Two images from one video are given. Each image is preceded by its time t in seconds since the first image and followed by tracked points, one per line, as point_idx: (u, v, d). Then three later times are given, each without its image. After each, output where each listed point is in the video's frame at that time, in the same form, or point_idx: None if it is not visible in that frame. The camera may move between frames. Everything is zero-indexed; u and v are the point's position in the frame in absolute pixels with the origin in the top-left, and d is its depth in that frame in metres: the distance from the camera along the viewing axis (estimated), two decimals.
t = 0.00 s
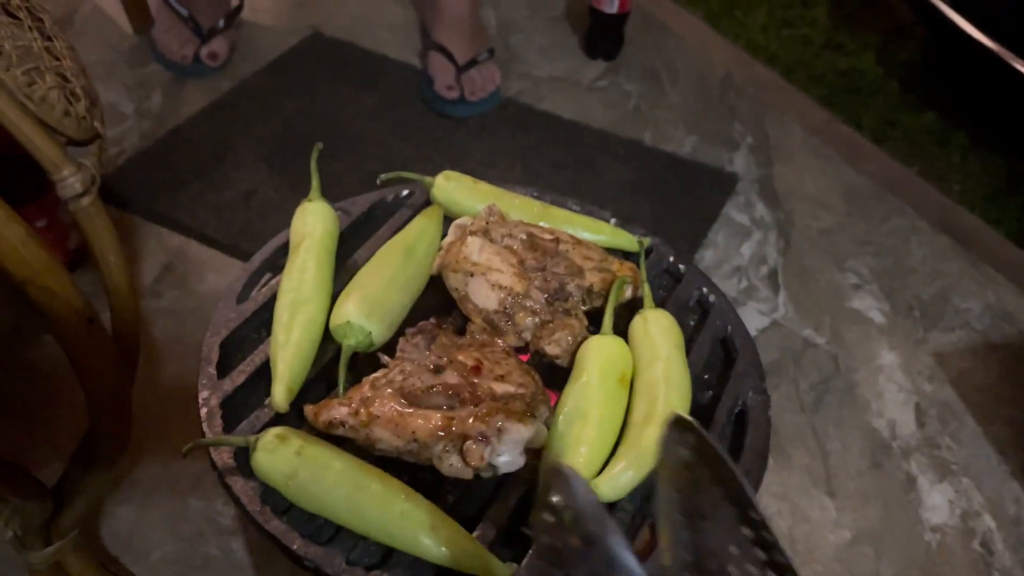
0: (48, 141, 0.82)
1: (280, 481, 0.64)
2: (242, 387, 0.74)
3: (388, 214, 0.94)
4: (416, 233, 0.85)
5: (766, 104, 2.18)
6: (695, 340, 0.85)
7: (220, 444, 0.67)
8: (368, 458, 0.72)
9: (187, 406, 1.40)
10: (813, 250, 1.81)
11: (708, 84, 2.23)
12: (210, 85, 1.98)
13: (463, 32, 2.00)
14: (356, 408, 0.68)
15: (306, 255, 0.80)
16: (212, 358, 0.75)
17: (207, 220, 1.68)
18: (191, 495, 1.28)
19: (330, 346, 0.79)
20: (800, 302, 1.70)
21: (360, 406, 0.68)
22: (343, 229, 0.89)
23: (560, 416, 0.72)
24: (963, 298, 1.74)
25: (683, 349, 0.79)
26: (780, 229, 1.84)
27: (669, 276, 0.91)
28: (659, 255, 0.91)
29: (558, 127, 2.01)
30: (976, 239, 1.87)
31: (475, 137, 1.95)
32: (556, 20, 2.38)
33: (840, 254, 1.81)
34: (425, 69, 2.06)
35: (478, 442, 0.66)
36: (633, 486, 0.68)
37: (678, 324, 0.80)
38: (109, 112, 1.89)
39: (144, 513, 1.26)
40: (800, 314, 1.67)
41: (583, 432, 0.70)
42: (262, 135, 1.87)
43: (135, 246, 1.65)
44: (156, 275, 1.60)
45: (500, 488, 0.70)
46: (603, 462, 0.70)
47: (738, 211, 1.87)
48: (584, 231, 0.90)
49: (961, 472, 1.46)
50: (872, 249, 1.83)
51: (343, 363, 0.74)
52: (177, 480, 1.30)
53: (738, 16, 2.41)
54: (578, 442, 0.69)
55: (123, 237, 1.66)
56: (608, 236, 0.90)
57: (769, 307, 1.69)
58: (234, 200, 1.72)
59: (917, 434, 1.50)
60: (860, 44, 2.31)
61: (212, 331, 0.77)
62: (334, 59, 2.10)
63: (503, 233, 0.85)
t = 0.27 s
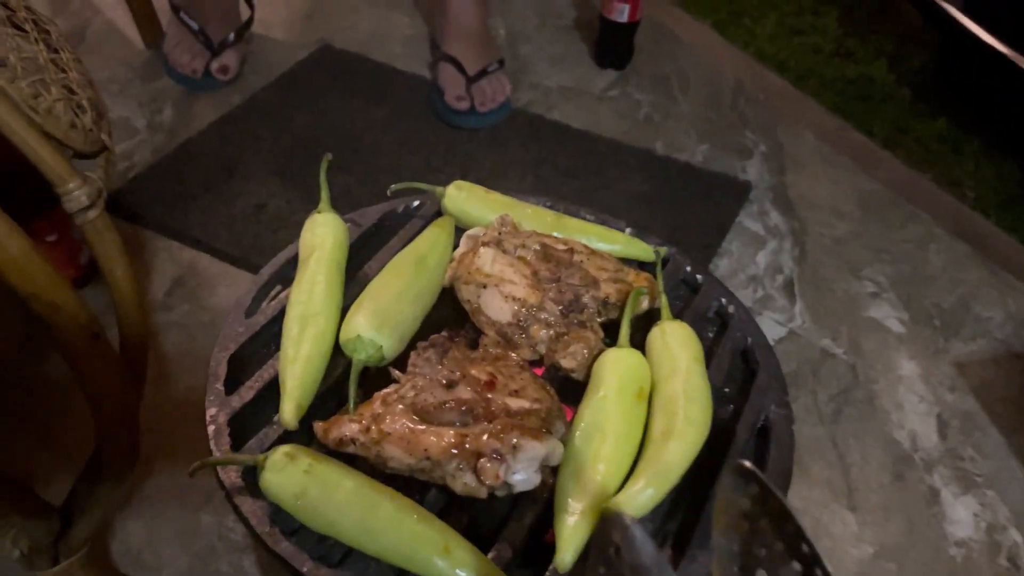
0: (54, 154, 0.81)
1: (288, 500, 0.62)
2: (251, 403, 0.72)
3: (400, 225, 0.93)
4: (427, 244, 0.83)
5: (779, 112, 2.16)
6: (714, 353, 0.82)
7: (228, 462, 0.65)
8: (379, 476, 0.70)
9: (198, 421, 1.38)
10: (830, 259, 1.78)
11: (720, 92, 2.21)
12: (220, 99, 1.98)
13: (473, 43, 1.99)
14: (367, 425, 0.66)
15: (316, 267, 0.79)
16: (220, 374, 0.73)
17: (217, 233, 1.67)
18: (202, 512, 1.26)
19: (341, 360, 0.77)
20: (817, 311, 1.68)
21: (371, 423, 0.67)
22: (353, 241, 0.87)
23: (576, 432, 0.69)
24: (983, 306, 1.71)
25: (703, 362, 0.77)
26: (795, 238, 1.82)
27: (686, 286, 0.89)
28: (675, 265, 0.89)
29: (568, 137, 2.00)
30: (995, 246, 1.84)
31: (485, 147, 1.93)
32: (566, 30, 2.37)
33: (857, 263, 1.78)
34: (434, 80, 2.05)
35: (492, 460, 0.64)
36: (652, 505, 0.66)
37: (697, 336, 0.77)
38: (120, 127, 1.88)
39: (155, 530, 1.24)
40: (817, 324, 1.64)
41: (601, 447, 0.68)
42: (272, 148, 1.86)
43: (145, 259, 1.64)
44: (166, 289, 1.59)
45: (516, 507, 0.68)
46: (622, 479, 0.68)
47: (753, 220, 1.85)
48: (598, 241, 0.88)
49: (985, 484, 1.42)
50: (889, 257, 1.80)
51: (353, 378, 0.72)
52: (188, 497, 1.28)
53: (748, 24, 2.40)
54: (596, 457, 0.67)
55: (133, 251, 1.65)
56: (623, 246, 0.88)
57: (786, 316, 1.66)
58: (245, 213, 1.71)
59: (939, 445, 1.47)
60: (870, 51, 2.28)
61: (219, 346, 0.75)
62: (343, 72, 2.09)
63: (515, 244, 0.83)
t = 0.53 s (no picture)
0: (75, 199, 0.82)
1: (302, 547, 0.63)
2: (265, 447, 0.73)
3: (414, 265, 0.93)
4: (439, 286, 0.84)
5: (789, 140, 2.17)
6: (727, 394, 0.82)
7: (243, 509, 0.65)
8: (392, 521, 0.70)
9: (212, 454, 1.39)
10: (842, 288, 1.78)
11: (730, 121, 2.22)
12: (236, 132, 2.01)
13: (484, 76, 2.01)
14: (380, 469, 0.67)
15: (330, 309, 0.79)
16: (235, 418, 0.74)
17: (232, 265, 1.69)
18: (216, 546, 1.27)
19: (354, 402, 0.78)
20: (830, 342, 1.67)
21: (384, 468, 0.67)
22: (366, 282, 0.88)
23: (589, 476, 0.69)
24: (997, 337, 1.70)
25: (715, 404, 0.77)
26: (807, 268, 1.82)
27: (699, 327, 0.88)
28: (687, 303, 0.89)
29: (579, 167, 2.01)
30: (1009, 276, 1.83)
31: (497, 178, 1.95)
32: (575, 60, 2.40)
33: (870, 293, 1.78)
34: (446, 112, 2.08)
35: (505, 507, 0.64)
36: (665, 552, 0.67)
37: (710, 378, 0.77)
38: (136, 159, 1.91)
39: (169, 565, 1.25)
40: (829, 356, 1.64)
41: (614, 493, 0.68)
42: (286, 180, 1.88)
43: (160, 291, 1.65)
44: (182, 321, 1.61)
45: (529, 552, 0.69)
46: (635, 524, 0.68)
47: (764, 250, 1.85)
48: (609, 280, 0.89)
49: (1002, 518, 1.41)
50: (902, 287, 1.79)
51: (366, 422, 0.73)
52: (202, 531, 1.29)
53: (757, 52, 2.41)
54: (610, 504, 0.67)
55: (149, 283, 1.66)
56: (635, 285, 0.89)
57: (798, 347, 1.66)
58: (259, 245, 1.73)
59: (955, 478, 1.46)
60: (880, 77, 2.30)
61: (234, 390, 0.76)
62: (357, 104, 2.12)
63: (527, 284, 0.83)
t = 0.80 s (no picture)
0: (107, 285, 0.84)
1: None
2: (288, 532, 0.74)
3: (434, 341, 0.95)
4: (458, 366, 0.85)
5: (800, 198, 2.19)
6: (743, 475, 0.83)
7: None
8: None
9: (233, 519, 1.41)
10: (856, 349, 1.79)
11: (741, 178, 2.25)
12: (256, 192, 2.05)
13: (499, 136, 2.05)
14: (401, 556, 0.69)
15: (352, 392, 0.81)
16: (259, 502, 0.75)
17: (251, 326, 1.72)
18: None
19: (375, 485, 0.79)
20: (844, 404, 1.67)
21: (405, 555, 0.68)
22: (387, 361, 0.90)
23: (607, 564, 0.72)
24: (1012, 399, 1.70)
25: (732, 489, 0.77)
26: (820, 328, 1.82)
27: (715, 406, 0.89)
28: (702, 382, 0.90)
29: (592, 226, 2.04)
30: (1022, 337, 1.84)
31: (512, 238, 1.98)
32: (588, 118, 2.44)
33: (883, 353, 1.78)
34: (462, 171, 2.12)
35: None
36: None
37: (727, 462, 0.78)
38: (159, 219, 1.95)
39: None
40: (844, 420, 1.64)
41: None
42: (305, 240, 1.92)
43: (181, 352, 1.68)
44: (201, 382, 1.63)
45: None
46: None
47: (777, 310, 1.86)
48: (625, 358, 0.90)
49: None
50: (916, 347, 1.79)
51: (387, 507, 0.75)
52: None
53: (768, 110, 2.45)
54: None
55: (169, 345, 1.69)
56: (651, 364, 0.90)
57: (812, 409, 1.66)
58: (278, 306, 1.76)
59: (973, 545, 1.46)
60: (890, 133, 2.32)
61: (258, 472, 0.77)
62: (374, 163, 2.16)
63: (545, 363, 0.84)
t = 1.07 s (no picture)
0: (137, 389, 0.88)
1: None
2: None
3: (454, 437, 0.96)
4: (475, 468, 0.88)
5: (808, 275, 2.22)
6: None
7: None
8: None
9: None
10: (867, 431, 1.79)
11: (749, 256, 2.28)
12: (274, 270, 2.10)
13: (512, 216, 2.09)
14: None
15: (372, 495, 0.83)
16: None
17: (268, 406, 1.74)
18: None
19: None
20: (857, 488, 1.68)
21: None
22: (406, 460, 0.92)
23: None
24: None
25: None
26: (831, 409, 1.83)
27: (730, 507, 0.90)
28: (716, 485, 0.92)
29: (602, 303, 2.07)
30: None
31: (524, 317, 2.01)
32: (598, 196, 2.50)
33: (895, 435, 1.78)
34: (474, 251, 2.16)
35: None
36: None
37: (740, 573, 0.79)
38: (179, 298, 2.00)
39: None
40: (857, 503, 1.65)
41: None
42: (321, 319, 1.95)
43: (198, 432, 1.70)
44: (217, 463, 1.65)
45: None
46: None
47: (787, 390, 1.87)
48: (640, 460, 0.92)
49: None
50: (927, 429, 1.80)
51: None
52: None
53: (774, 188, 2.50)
54: None
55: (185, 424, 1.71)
56: (665, 467, 0.92)
57: (825, 493, 1.67)
58: (294, 386, 1.79)
59: None
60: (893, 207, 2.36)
61: None
62: (388, 242, 2.21)
63: (560, 467, 0.86)
